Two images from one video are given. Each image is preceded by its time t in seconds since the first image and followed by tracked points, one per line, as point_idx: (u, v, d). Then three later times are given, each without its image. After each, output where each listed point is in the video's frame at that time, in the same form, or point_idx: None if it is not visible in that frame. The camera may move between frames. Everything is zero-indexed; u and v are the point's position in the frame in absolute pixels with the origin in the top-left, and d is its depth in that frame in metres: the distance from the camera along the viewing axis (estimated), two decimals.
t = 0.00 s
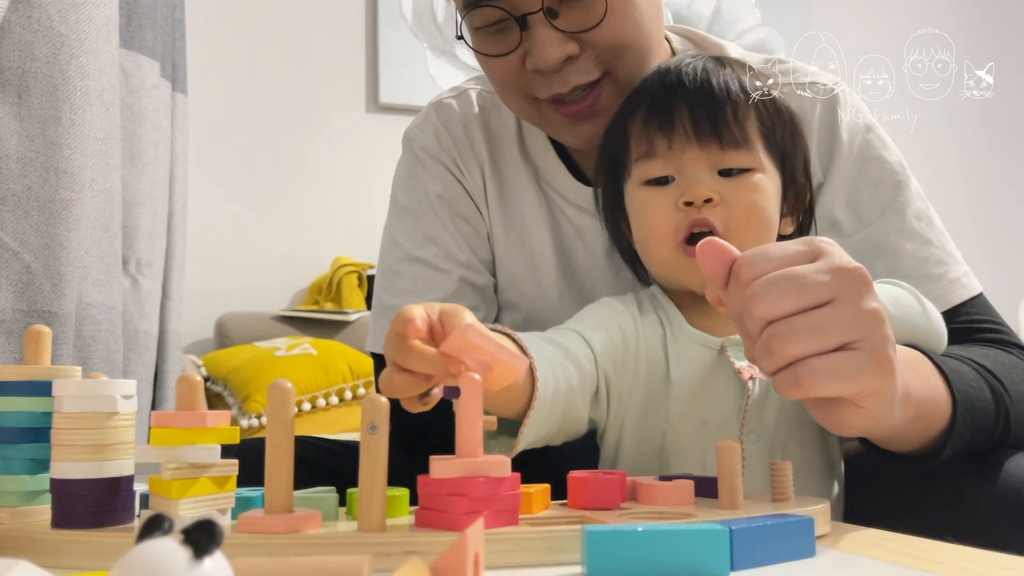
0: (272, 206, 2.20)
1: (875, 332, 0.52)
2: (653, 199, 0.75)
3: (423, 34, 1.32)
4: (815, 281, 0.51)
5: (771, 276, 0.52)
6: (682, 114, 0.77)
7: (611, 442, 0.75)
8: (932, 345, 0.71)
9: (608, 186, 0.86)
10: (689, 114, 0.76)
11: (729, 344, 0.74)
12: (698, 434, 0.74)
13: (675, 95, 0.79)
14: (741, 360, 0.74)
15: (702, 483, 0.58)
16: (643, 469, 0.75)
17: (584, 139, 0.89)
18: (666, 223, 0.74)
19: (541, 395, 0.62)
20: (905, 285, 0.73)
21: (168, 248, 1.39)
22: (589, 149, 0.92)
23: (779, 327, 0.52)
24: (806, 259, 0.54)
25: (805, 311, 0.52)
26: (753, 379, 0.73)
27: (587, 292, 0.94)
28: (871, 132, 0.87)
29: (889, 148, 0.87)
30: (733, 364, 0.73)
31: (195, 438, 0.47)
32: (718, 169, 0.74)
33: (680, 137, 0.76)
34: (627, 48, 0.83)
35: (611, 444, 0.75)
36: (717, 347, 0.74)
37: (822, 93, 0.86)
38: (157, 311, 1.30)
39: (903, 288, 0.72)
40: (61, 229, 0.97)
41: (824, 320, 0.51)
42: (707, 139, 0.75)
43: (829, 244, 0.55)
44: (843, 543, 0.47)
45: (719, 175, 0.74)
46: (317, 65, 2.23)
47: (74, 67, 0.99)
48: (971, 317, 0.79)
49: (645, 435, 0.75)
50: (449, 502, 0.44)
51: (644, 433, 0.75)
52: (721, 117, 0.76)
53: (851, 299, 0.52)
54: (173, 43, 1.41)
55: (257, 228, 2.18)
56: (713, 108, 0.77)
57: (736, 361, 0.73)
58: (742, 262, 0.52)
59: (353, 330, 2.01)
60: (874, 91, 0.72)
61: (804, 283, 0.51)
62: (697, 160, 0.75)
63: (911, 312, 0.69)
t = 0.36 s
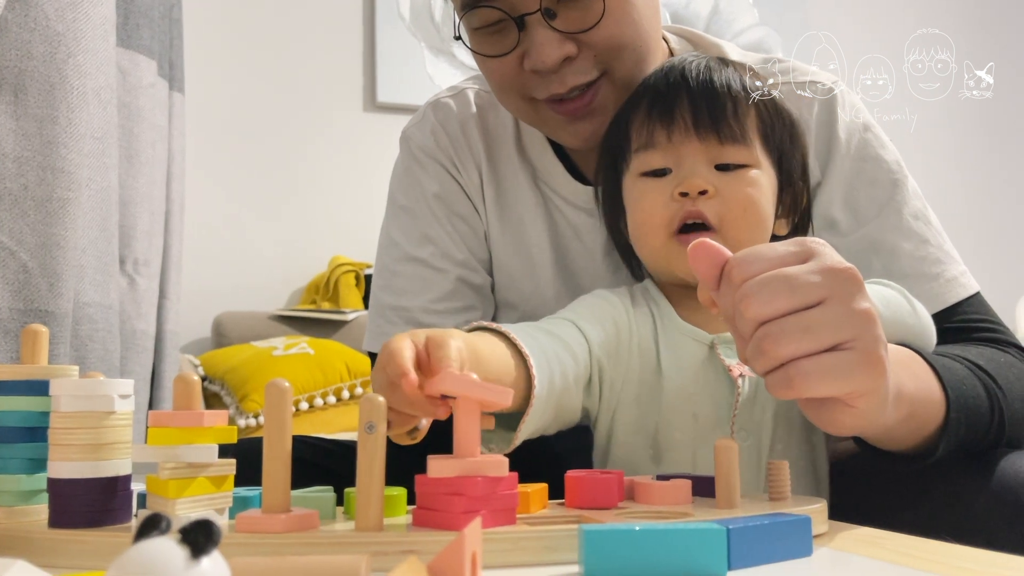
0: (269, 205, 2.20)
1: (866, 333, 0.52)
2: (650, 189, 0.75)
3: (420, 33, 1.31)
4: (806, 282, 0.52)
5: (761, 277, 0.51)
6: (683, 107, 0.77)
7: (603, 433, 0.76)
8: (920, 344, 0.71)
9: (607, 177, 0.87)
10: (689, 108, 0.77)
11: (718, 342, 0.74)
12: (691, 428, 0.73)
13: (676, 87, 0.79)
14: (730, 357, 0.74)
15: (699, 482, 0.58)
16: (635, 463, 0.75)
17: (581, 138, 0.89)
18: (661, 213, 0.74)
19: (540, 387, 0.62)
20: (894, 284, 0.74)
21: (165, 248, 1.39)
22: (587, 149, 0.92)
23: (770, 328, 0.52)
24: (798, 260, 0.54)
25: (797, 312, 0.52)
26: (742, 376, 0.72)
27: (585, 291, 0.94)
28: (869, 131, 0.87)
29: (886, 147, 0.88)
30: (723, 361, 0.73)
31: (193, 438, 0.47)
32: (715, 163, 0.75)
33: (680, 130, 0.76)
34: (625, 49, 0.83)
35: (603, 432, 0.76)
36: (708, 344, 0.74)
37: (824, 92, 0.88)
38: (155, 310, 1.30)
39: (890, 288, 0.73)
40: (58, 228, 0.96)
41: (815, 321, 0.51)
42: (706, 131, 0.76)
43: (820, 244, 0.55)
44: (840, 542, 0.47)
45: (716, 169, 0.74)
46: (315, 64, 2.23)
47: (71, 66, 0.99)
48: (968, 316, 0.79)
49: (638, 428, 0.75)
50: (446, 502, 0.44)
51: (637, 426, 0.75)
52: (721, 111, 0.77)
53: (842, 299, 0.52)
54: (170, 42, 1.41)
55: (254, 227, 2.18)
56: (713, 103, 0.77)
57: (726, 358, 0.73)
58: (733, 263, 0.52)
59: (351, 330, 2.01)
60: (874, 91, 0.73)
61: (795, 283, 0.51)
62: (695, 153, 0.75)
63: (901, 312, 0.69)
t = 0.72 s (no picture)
0: (268, 204, 2.20)
1: (852, 331, 0.52)
2: (639, 193, 0.75)
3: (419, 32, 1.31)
4: (792, 281, 0.51)
5: (748, 277, 0.51)
6: (675, 113, 0.77)
7: (589, 428, 0.76)
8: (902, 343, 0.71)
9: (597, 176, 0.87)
10: (682, 114, 0.77)
11: (704, 345, 0.75)
12: (682, 427, 0.73)
13: (670, 92, 0.79)
14: (718, 360, 0.75)
15: (697, 481, 0.58)
16: (623, 460, 0.74)
17: (577, 136, 0.89)
18: (649, 218, 0.74)
19: (530, 391, 0.62)
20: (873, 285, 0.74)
21: (164, 247, 1.39)
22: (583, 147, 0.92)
23: (757, 327, 0.52)
24: (785, 259, 0.53)
25: (782, 312, 0.52)
26: (730, 379, 0.73)
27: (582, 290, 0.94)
28: (867, 130, 0.88)
29: (884, 145, 0.87)
30: (710, 364, 0.74)
31: (191, 437, 0.47)
32: (705, 171, 0.75)
33: (671, 136, 0.76)
34: (623, 47, 0.83)
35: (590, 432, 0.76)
36: (694, 347, 0.75)
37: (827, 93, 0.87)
38: (153, 309, 1.30)
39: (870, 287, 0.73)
40: (55, 227, 0.96)
41: (801, 321, 0.51)
42: (697, 139, 0.76)
43: (806, 243, 0.54)
44: (838, 541, 0.47)
45: (705, 177, 0.74)
46: (313, 63, 2.23)
47: (69, 65, 0.99)
48: (966, 316, 0.79)
49: (628, 426, 0.75)
50: (445, 501, 0.44)
51: (627, 423, 0.74)
52: (713, 120, 0.77)
53: (829, 298, 0.52)
54: (168, 41, 1.41)
55: (252, 226, 2.18)
56: (705, 111, 0.77)
57: (712, 362, 0.74)
58: (720, 263, 0.52)
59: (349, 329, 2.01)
60: (875, 91, 0.74)
61: (781, 283, 0.51)
62: (685, 160, 0.75)
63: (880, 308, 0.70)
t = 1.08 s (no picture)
0: (267, 203, 2.20)
1: (843, 340, 0.53)
2: (641, 186, 0.77)
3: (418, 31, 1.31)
4: (776, 295, 0.53)
5: (732, 290, 0.53)
6: (673, 107, 0.79)
7: (592, 425, 0.76)
8: (891, 343, 0.72)
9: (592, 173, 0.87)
10: (681, 109, 0.79)
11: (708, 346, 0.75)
12: (683, 427, 0.73)
13: (666, 88, 0.80)
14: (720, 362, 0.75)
15: (697, 480, 0.58)
16: (623, 458, 0.74)
17: (574, 133, 0.89)
18: (652, 210, 0.76)
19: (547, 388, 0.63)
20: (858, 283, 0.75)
21: (163, 246, 1.39)
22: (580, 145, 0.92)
23: (756, 326, 0.52)
24: (766, 275, 0.55)
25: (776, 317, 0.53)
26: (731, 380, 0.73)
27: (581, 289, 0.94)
28: (865, 128, 0.87)
29: (882, 144, 0.87)
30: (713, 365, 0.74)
31: (191, 436, 0.47)
32: (706, 163, 0.77)
33: (672, 129, 0.78)
34: (621, 45, 0.83)
35: (593, 427, 0.76)
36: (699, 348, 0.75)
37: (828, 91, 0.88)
38: (152, 309, 1.30)
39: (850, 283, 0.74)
40: (54, 226, 0.96)
41: (799, 325, 0.52)
42: (697, 132, 0.78)
43: (782, 259, 0.56)
44: (838, 540, 0.47)
45: (706, 168, 0.77)
46: (312, 62, 2.23)
47: (68, 64, 0.98)
48: (961, 313, 0.79)
49: (629, 425, 0.74)
50: (445, 499, 0.44)
51: (628, 421, 0.74)
52: (711, 114, 0.79)
53: (815, 310, 0.54)
54: (167, 40, 1.41)
55: (252, 226, 2.18)
56: (702, 104, 0.79)
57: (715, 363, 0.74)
58: (706, 274, 0.53)
59: (349, 328, 2.01)
60: (874, 91, 0.80)
61: (767, 297, 0.53)
62: (686, 152, 0.77)
63: (870, 302, 0.70)
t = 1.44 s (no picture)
0: (266, 201, 2.20)
1: (833, 342, 0.53)
2: (635, 177, 0.76)
3: (417, 30, 1.31)
4: (763, 300, 0.53)
5: (717, 296, 0.54)
6: (668, 99, 0.78)
7: (592, 422, 0.75)
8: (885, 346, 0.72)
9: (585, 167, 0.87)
10: (677, 101, 0.78)
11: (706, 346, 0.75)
12: (680, 426, 0.73)
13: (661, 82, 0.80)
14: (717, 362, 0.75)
15: (696, 478, 0.58)
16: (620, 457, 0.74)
17: (573, 130, 0.89)
18: (646, 201, 0.75)
19: (570, 379, 0.62)
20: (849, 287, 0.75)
21: (163, 245, 1.38)
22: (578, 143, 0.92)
23: (746, 331, 0.52)
24: (749, 282, 0.56)
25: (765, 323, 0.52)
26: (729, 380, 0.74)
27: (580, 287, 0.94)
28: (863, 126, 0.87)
29: (880, 142, 0.87)
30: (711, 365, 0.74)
31: (191, 435, 0.47)
32: (700, 154, 0.77)
33: (666, 121, 0.78)
34: (616, 45, 0.82)
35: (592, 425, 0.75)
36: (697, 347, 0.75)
37: (825, 92, 0.89)
38: (152, 307, 1.30)
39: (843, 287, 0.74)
40: (54, 225, 0.96)
41: (788, 328, 0.52)
42: (693, 124, 0.77)
43: (768, 263, 0.57)
44: (838, 538, 0.47)
45: (700, 160, 0.76)
46: (311, 60, 2.23)
47: (67, 62, 0.98)
48: (959, 312, 0.79)
49: (626, 424, 0.74)
50: (444, 498, 0.44)
51: (626, 420, 0.74)
52: (706, 107, 0.78)
53: (805, 313, 0.54)
54: (166, 38, 1.40)
55: (251, 224, 2.18)
56: (697, 98, 0.79)
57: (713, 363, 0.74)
58: (689, 284, 0.54)
59: (348, 326, 2.01)
60: (875, 90, 0.88)
61: (753, 302, 0.53)
62: (681, 144, 0.77)
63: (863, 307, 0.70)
